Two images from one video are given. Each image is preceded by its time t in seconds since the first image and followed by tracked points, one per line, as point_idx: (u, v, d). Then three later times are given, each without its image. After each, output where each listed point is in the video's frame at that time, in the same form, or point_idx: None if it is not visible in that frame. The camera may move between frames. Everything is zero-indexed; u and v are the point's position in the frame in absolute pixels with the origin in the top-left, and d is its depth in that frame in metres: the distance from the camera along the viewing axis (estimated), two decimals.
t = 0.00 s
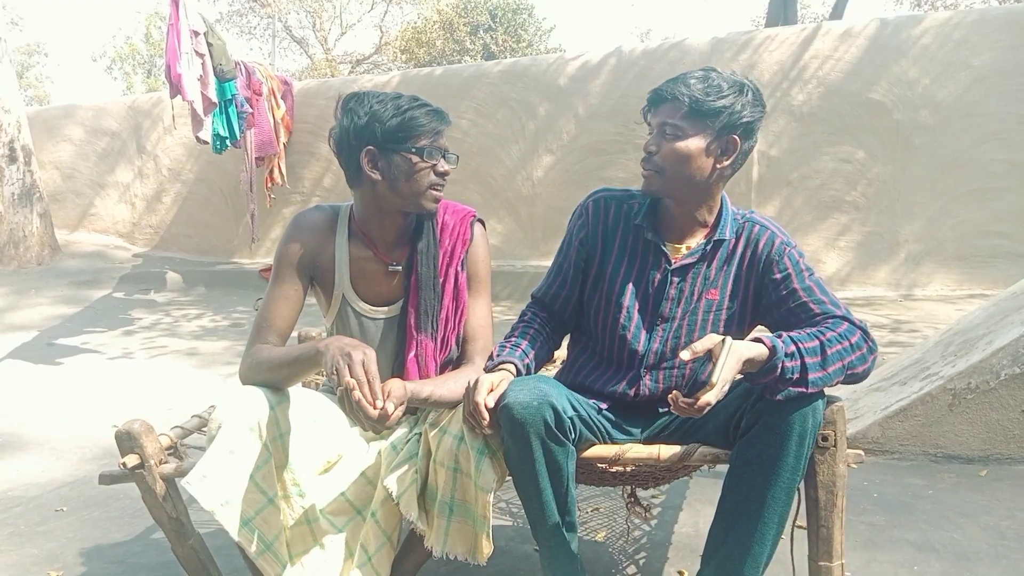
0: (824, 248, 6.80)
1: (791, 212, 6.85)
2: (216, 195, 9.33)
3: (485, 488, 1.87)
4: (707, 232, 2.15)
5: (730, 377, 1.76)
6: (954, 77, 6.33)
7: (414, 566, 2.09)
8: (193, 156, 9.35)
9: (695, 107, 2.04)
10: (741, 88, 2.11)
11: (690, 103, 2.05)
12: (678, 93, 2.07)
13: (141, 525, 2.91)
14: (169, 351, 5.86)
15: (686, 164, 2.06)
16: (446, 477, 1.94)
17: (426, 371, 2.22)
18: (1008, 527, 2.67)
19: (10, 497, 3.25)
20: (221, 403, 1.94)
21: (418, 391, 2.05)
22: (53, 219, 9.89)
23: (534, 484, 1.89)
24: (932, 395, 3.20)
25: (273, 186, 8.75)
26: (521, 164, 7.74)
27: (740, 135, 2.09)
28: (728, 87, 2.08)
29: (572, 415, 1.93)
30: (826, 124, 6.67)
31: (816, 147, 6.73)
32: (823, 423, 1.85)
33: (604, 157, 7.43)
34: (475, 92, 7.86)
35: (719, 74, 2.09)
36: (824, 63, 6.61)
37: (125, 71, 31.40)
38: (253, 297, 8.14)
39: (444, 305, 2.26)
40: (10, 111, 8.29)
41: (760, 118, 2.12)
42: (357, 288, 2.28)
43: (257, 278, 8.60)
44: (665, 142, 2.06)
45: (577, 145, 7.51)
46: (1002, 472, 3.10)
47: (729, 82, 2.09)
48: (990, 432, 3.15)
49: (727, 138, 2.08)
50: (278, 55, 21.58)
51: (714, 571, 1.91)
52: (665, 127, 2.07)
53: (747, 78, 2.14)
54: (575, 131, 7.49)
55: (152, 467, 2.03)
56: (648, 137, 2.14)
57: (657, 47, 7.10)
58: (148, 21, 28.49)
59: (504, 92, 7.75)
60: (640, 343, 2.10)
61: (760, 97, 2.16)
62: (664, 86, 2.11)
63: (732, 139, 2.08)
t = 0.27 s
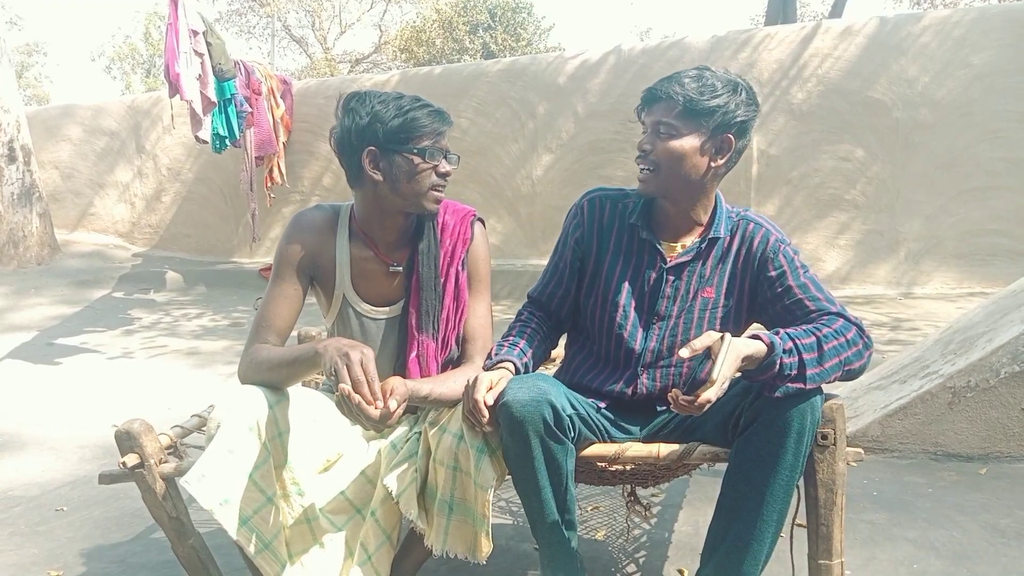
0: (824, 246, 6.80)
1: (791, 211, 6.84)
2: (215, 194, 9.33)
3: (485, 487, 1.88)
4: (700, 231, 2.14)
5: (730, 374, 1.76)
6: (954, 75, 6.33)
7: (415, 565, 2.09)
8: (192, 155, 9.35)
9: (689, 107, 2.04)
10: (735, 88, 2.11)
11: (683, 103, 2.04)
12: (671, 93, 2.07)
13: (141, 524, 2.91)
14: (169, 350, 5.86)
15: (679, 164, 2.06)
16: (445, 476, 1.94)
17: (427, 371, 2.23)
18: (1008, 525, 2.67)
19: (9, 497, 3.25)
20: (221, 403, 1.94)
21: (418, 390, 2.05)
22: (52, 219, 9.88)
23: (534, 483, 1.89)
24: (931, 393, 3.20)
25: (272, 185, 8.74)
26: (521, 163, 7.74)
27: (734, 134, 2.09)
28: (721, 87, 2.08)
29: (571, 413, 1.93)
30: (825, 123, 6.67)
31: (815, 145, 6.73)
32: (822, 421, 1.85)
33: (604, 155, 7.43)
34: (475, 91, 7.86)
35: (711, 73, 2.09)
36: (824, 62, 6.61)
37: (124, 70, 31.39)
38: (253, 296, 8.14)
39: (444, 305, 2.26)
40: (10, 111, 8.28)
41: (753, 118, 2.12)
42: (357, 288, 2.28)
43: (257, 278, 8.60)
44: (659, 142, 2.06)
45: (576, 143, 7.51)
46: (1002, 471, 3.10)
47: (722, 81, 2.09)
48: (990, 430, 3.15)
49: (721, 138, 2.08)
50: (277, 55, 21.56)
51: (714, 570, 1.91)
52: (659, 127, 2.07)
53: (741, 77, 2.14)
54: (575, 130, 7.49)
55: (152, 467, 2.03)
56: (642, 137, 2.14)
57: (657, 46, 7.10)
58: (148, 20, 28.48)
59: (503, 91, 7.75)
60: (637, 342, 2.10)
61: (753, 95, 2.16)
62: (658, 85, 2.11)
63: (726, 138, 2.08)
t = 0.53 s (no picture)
0: (823, 245, 6.80)
1: (790, 210, 6.85)
2: (215, 194, 9.33)
3: (484, 486, 1.88)
4: (699, 231, 2.14)
5: (731, 373, 1.76)
6: (953, 74, 6.33)
7: (415, 564, 2.09)
8: (191, 155, 9.34)
9: (689, 107, 2.04)
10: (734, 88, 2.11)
11: (682, 103, 2.04)
12: (670, 93, 2.07)
13: (141, 524, 2.91)
14: (169, 350, 5.86)
15: (679, 163, 2.06)
16: (445, 476, 1.94)
17: (428, 371, 2.23)
18: (1008, 524, 2.67)
19: (9, 497, 3.25)
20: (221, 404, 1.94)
21: (417, 389, 2.05)
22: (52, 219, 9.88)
23: (534, 482, 1.89)
24: (931, 392, 3.19)
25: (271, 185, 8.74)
26: (520, 162, 7.74)
27: (733, 134, 2.10)
28: (720, 87, 2.08)
29: (571, 413, 1.93)
30: (824, 122, 6.67)
31: (815, 144, 6.73)
32: (821, 420, 1.86)
33: (604, 155, 7.43)
34: (474, 91, 7.86)
35: (710, 73, 2.09)
36: (823, 61, 6.62)
37: (124, 70, 31.35)
38: (252, 296, 8.13)
39: (444, 305, 2.26)
40: (8, 111, 8.28)
41: (752, 118, 2.12)
42: (357, 288, 2.28)
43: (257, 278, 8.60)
44: (658, 142, 2.06)
45: (576, 143, 7.51)
46: (1001, 470, 3.10)
47: (720, 81, 2.09)
48: (989, 429, 3.15)
49: (720, 138, 2.08)
50: (276, 55, 21.55)
51: (714, 569, 1.92)
52: (658, 127, 2.07)
53: (738, 77, 2.14)
54: (575, 129, 7.49)
55: (152, 467, 2.03)
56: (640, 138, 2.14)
57: (656, 45, 7.10)
58: (147, 20, 28.48)
59: (502, 90, 7.75)
60: (637, 342, 2.10)
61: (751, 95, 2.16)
62: (657, 85, 2.11)
63: (725, 138, 2.08)
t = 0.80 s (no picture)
0: (824, 245, 6.80)
1: (790, 209, 6.85)
2: (215, 193, 9.33)
3: (485, 485, 1.88)
4: (700, 231, 2.14)
5: (730, 373, 1.76)
6: (953, 73, 6.33)
7: (415, 563, 2.09)
8: (192, 154, 9.34)
9: (693, 112, 2.03)
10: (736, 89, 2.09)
11: (687, 108, 2.03)
12: (674, 96, 2.05)
13: (141, 523, 2.91)
14: (170, 349, 5.87)
15: (683, 168, 2.05)
16: (445, 474, 1.94)
17: (430, 371, 2.23)
18: (1008, 523, 2.67)
19: (9, 496, 3.25)
20: (221, 403, 1.94)
21: (418, 388, 2.05)
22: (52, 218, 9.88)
23: (534, 481, 1.89)
24: (931, 392, 3.19)
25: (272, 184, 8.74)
26: (520, 161, 7.74)
27: (735, 137, 2.10)
28: (723, 89, 2.06)
29: (571, 412, 1.93)
30: (825, 122, 6.67)
31: (815, 144, 6.73)
32: (822, 419, 1.86)
33: (604, 154, 7.43)
34: (475, 90, 7.86)
35: (714, 74, 2.07)
36: (824, 61, 6.62)
37: (124, 69, 31.38)
38: (253, 295, 8.14)
39: (446, 305, 2.26)
40: (9, 110, 8.28)
41: (753, 119, 2.12)
42: (359, 287, 2.29)
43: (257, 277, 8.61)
44: (662, 147, 2.05)
45: (576, 142, 7.51)
46: (1002, 469, 3.11)
47: (723, 82, 2.08)
48: (990, 428, 3.16)
49: (723, 142, 2.08)
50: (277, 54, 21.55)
51: (714, 568, 1.92)
52: (661, 132, 2.05)
53: (740, 77, 2.13)
54: (575, 128, 7.49)
55: (152, 465, 2.03)
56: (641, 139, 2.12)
57: (657, 45, 7.10)
58: (148, 18, 28.48)
59: (503, 89, 7.74)
60: (638, 341, 2.10)
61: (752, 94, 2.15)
62: (659, 87, 2.08)
63: (728, 142, 2.08)
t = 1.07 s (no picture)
0: (824, 245, 6.80)
1: (791, 210, 6.85)
2: (216, 194, 9.34)
3: (485, 486, 1.88)
4: (693, 236, 2.12)
5: (734, 377, 1.75)
6: (953, 74, 6.33)
7: (416, 564, 2.09)
8: (192, 155, 9.35)
9: (686, 161, 1.96)
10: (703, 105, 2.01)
11: (678, 159, 1.95)
12: (662, 150, 1.94)
13: (142, 524, 2.91)
14: (170, 350, 5.87)
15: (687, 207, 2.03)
16: (445, 475, 1.94)
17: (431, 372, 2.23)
18: (1008, 525, 2.67)
19: (10, 497, 3.25)
20: (222, 405, 1.94)
21: (419, 389, 2.04)
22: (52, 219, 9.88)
23: (534, 483, 1.89)
24: (932, 393, 3.19)
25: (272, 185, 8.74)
26: (521, 162, 7.74)
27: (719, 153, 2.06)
28: (697, 115, 1.98)
29: (570, 412, 1.93)
30: (825, 122, 6.68)
31: (816, 145, 6.73)
32: (822, 420, 1.86)
33: (605, 155, 7.43)
34: (475, 91, 7.86)
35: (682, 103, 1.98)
36: (824, 61, 6.62)
37: (124, 70, 31.39)
38: (253, 296, 8.14)
39: (447, 306, 2.26)
40: (9, 111, 8.28)
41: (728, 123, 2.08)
42: (360, 289, 2.29)
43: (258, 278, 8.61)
44: (660, 198, 1.99)
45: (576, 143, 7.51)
46: (1002, 470, 3.11)
47: (691, 105, 1.99)
48: (990, 429, 3.15)
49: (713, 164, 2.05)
50: (277, 56, 21.57)
51: (714, 569, 1.92)
52: (658, 186, 1.97)
53: (705, 91, 2.04)
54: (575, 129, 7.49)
55: (153, 467, 2.03)
56: (629, 187, 2.03)
57: (657, 45, 7.10)
58: (148, 19, 28.50)
59: (503, 90, 7.75)
60: (633, 338, 2.10)
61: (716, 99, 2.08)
62: (641, 137, 1.96)
63: (718, 166, 2.05)
